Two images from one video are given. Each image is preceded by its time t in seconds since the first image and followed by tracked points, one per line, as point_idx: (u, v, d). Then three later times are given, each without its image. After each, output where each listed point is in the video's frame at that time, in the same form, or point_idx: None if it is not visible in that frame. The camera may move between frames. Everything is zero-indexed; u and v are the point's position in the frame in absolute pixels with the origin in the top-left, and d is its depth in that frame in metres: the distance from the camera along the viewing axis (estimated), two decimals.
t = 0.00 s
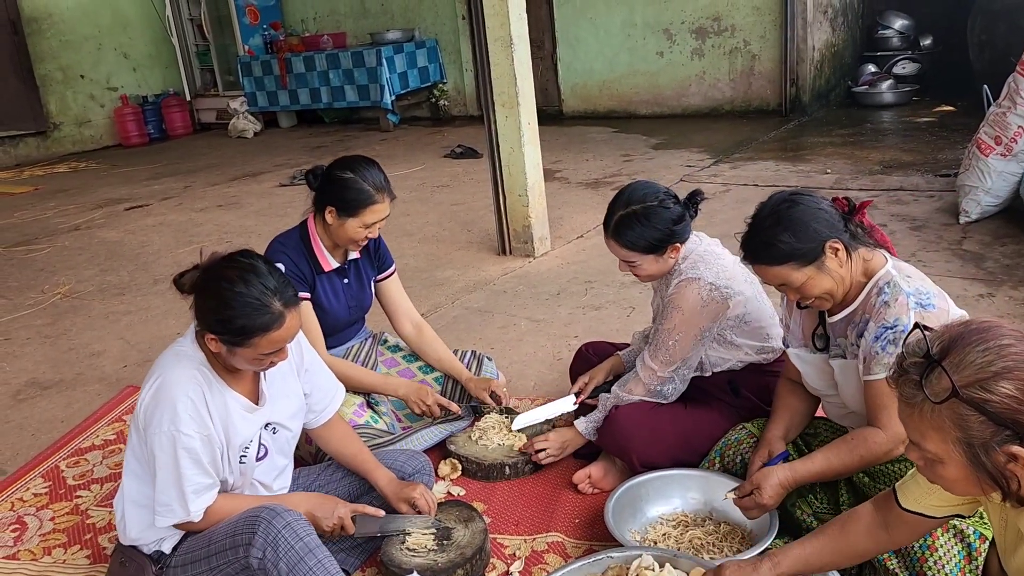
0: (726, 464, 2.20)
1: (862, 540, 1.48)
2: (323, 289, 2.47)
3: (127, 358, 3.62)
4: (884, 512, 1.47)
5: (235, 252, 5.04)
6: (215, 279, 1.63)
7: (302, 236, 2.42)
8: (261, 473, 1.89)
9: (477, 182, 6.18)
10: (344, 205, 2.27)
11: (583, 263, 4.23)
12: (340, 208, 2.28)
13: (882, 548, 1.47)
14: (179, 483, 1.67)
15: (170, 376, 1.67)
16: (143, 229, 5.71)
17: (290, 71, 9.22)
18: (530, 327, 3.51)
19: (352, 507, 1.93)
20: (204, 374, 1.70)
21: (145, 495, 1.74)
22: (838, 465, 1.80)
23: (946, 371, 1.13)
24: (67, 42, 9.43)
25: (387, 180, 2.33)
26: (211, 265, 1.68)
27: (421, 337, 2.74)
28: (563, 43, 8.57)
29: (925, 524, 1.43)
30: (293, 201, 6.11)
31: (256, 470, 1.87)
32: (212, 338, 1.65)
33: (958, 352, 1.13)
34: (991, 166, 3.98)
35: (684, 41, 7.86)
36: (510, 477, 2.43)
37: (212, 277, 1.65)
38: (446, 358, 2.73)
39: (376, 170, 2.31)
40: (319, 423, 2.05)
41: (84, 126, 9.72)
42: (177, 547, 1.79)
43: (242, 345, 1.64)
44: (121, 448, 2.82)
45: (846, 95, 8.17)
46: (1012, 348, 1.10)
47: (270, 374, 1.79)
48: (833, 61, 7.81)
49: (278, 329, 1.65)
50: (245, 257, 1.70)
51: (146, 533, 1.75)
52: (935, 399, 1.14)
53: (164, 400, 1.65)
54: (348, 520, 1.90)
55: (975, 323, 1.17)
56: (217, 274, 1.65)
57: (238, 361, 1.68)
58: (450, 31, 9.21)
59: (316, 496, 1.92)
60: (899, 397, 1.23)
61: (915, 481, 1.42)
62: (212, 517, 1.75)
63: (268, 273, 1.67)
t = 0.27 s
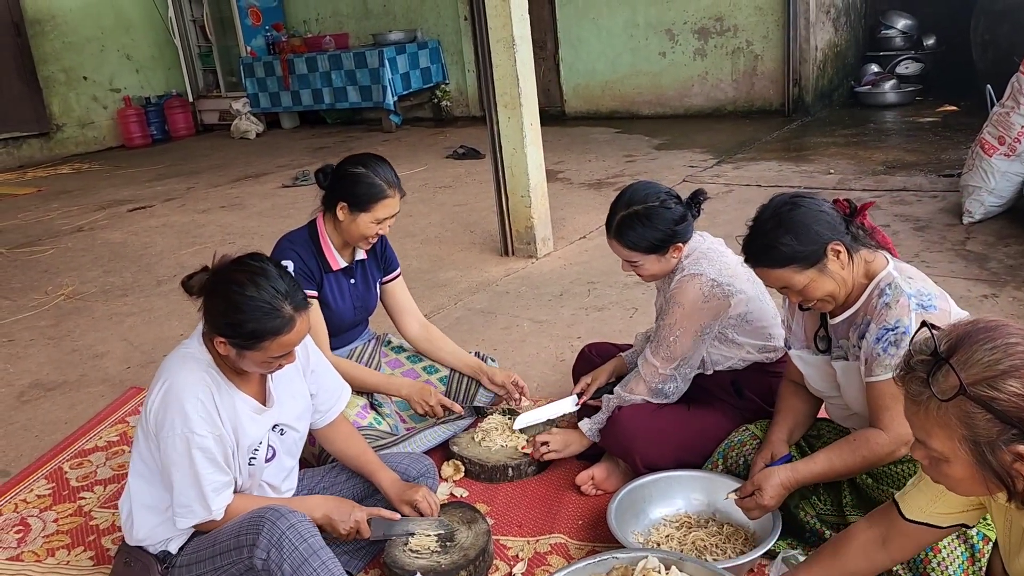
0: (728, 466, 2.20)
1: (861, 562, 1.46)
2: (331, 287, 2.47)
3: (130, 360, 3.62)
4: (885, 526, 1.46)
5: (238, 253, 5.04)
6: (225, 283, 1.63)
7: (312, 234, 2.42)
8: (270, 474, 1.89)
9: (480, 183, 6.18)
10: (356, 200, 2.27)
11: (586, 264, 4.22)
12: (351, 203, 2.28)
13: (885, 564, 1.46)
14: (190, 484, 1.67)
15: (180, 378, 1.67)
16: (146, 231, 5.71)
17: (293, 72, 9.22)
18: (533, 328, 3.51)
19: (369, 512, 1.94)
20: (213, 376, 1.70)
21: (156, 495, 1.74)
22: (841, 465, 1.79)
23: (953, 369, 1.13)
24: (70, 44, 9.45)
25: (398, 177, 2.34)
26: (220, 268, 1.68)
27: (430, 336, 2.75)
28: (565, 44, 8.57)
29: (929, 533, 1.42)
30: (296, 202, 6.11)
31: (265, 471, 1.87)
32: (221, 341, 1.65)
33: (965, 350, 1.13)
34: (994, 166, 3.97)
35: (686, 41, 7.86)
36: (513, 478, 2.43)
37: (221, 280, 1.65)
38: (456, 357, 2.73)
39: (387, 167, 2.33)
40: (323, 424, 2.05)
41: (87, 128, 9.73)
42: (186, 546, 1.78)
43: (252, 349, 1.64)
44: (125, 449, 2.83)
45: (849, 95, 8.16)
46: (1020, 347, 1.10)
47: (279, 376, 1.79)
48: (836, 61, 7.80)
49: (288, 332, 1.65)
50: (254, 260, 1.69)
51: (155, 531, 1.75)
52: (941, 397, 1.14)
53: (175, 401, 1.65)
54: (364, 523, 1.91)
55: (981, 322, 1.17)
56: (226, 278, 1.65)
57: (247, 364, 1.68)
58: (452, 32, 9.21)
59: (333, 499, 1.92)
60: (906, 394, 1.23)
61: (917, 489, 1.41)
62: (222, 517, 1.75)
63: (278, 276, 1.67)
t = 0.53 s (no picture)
0: (731, 467, 2.19)
1: (865, 561, 1.45)
2: (338, 288, 2.46)
3: (132, 361, 3.62)
4: (889, 529, 1.45)
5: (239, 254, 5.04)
6: (209, 282, 1.62)
7: (321, 234, 2.42)
8: (265, 476, 1.89)
9: (481, 184, 6.17)
10: (368, 201, 2.27)
11: (588, 265, 4.22)
12: (363, 204, 2.28)
13: (888, 566, 1.45)
14: (183, 488, 1.67)
15: (168, 382, 1.67)
16: (147, 232, 5.71)
17: (294, 73, 9.22)
18: (534, 329, 3.50)
19: (360, 512, 1.93)
20: (201, 379, 1.69)
21: (149, 499, 1.73)
22: (844, 467, 1.79)
23: (954, 379, 1.12)
24: (72, 46, 9.46)
25: (411, 181, 2.34)
26: (205, 267, 1.67)
27: (433, 339, 2.75)
28: (567, 44, 8.57)
29: (933, 536, 1.41)
30: (298, 203, 6.11)
31: (260, 473, 1.86)
32: (208, 342, 1.65)
33: (967, 359, 1.12)
34: (997, 166, 3.96)
35: (688, 42, 7.85)
36: (515, 480, 2.43)
37: (206, 280, 1.64)
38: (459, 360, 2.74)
39: (401, 169, 2.33)
40: (319, 425, 2.05)
41: (89, 129, 9.74)
42: (183, 551, 1.79)
43: (237, 348, 1.64)
44: (126, 451, 2.82)
45: (851, 95, 8.15)
46: (1021, 355, 1.09)
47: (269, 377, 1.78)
48: (838, 61, 7.78)
49: (273, 330, 1.64)
50: (238, 258, 1.69)
51: (151, 537, 1.75)
52: (944, 407, 1.13)
53: (164, 406, 1.65)
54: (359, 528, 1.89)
55: (984, 329, 1.16)
56: (211, 277, 1.64)
57: (234, 363, 1.68)
58: (454, 33, 9.21)
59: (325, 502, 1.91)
60: (908, 404, 1.22)
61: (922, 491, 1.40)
62: (219, 521, 1.76)
63: (263, 274, 1.67)
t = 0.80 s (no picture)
0: (733, 468, 2.19)
1: (868, 564, 1.45)
2: (339, 290, 2.46)
3: (135, 363, 3.63)
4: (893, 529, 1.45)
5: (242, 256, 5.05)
6: (206, 285, 1.62)
7: (323, 236, 2.43)
8: (265, 478, 1.89)
9: (483, 185, 6.18)
10: (368, 204, 2.27)
11: (590, 265, 4.22)
12: (364, 206, 2.28)
13: (891, 566, 1.45)
14: (184, 490, 1.67)
15: (167, 385, 1.67)
16: (150, 234, 5.72)
17: (296, 74, 9.22)
18: (536, 330, 3.50)
19: (359, 512, 1.93)
20: (200, 381, 1.70)
21: (149, 502, 1.73)
22: (847, 467, 1.79)
23: (956, 378, 1.13)
24: (74, 47, 9.48)
25: (412, 184, 2.34)
26: (202, 270, 1.68)
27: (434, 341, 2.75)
28: (569, 45, 8.57)
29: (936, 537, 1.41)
30: (300, 204, 6.12)
31: (260, 474, 1.87)
32: (206, 345, 1.66)
33: (969, 359, 1.12)
34: (1000, 166, 3.96)
35: (690, 42, 7.85)
36: (517, 481, 2.43)
37: (204, 282, 1.65)
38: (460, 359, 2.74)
39: (401, 172, 2.33)
40: (320, 426, 2.05)
41: (91, 131, 9.75)
42: (186, 553, 1.79)
43: (235, 351, 1.64)
44: (129, 453, 2.83)
45: (853, 96, 8.15)
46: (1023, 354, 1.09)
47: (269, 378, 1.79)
48: (841, 62, 7.78)
49: (271, 333, 1.65)
50: (235, 261, 1.69)
51: (152, 539, 1.75)
52: (945, 406, 1.13)
53: (163, 409, 1.65)
54: (357, 526, 1.90)
55: (986, 328, 1.16)
56: (209, 280, 1.65)
57: (233, 366, 1.68)
58: (456, 34, 9.22)
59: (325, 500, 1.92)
60: (910, 404, 1.22)
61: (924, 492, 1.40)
62: (220, 522, 1.76)
63: (260, 277, 1.67)
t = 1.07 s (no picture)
0: (735, 468, 2.19)
1: (868, 566, 1.45)
2: (342, 294, 2.47)
3: (137, 364, 3.63)
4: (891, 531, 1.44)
5: (244, 257, 5.05)
6: (220, 288, 1.63)
7: (326, 240, 2.43)
8: (269, 479, 1.89)
9: (484, 185, 6.18)
10: (369, 208, 2.27)
11: (591, 266, 4.22)
12: (364, 211, 2.28)
13: (890, 567, 1.45)
14: (188, 491, 1.67)
15: (175, 386, 1.67)
16: (152, 235, 5.72)
17: (298, 75, 9.23)
18: (538, 331, 3.50)
19: (360, 511, 1.93)
20: (209, 382, 1.70)
21: (153, 502, 1.74)
22: (850, 466, 1.79)
23: (955, 378, 1.13)
24: (76, 48, 9.49)
25: (413, 188, 2.33)
26: (216, 272, 1.68)
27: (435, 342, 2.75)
28: (570, 46, 8.57)
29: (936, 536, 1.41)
30: (301, 205, 6.12)
31: (264, 476, 1.87)
32: (218, 347, 1.66)
33: (968, 358, 1.12)
34: (1001, 167, 3.95)
35: (692, 43, 7.85)
36: (519, 482, 2.43)
37: (217, 285, 1.65)
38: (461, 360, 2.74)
39: (402, 177, 2.33)
40: (326, 427, 2.05)
41: (93, 132, 9.76)
42: (188, 554, 1.79)
43: (247, 354, 1.64)
44: (131, 454, 2.83)
45: (855, 96, 8.14)
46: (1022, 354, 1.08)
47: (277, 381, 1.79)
48: (842, 62, 7.78)
49: (283, 337, 1.65)
50: (248, 265, 1.70)
51: (156, 540, 1.75)
52: (945, 406, 1.14)
53: (170, 410, 1.65)
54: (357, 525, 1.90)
55: (986, 328, 1.15)
56: (222, 282, 1.65)
57: (244, 368, 1.68)
58: (457, 35, 9.22)
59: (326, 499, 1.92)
60: (909, 404, 1.22)
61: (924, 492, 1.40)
62: (223, 523, 1.76)
63: (274, 280, 1.68)
